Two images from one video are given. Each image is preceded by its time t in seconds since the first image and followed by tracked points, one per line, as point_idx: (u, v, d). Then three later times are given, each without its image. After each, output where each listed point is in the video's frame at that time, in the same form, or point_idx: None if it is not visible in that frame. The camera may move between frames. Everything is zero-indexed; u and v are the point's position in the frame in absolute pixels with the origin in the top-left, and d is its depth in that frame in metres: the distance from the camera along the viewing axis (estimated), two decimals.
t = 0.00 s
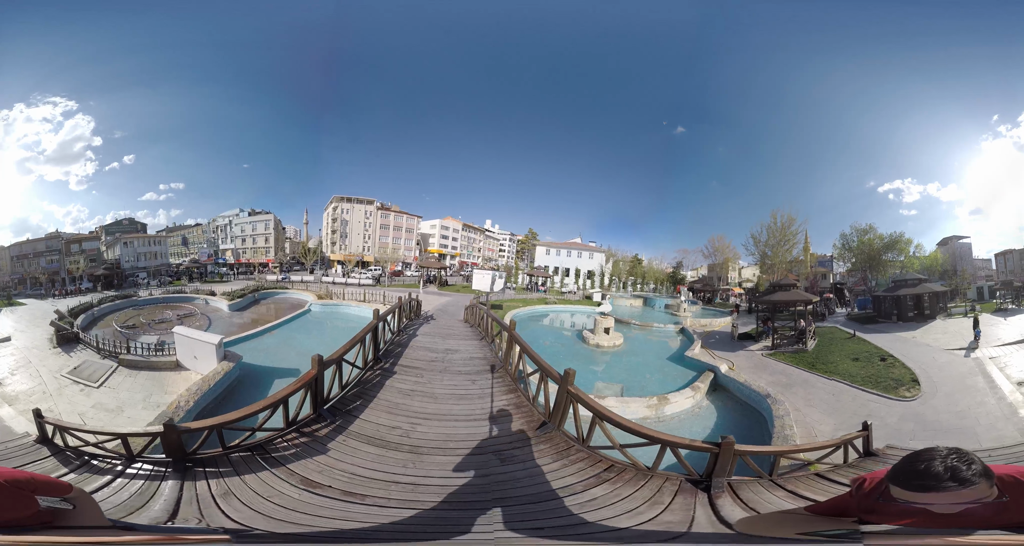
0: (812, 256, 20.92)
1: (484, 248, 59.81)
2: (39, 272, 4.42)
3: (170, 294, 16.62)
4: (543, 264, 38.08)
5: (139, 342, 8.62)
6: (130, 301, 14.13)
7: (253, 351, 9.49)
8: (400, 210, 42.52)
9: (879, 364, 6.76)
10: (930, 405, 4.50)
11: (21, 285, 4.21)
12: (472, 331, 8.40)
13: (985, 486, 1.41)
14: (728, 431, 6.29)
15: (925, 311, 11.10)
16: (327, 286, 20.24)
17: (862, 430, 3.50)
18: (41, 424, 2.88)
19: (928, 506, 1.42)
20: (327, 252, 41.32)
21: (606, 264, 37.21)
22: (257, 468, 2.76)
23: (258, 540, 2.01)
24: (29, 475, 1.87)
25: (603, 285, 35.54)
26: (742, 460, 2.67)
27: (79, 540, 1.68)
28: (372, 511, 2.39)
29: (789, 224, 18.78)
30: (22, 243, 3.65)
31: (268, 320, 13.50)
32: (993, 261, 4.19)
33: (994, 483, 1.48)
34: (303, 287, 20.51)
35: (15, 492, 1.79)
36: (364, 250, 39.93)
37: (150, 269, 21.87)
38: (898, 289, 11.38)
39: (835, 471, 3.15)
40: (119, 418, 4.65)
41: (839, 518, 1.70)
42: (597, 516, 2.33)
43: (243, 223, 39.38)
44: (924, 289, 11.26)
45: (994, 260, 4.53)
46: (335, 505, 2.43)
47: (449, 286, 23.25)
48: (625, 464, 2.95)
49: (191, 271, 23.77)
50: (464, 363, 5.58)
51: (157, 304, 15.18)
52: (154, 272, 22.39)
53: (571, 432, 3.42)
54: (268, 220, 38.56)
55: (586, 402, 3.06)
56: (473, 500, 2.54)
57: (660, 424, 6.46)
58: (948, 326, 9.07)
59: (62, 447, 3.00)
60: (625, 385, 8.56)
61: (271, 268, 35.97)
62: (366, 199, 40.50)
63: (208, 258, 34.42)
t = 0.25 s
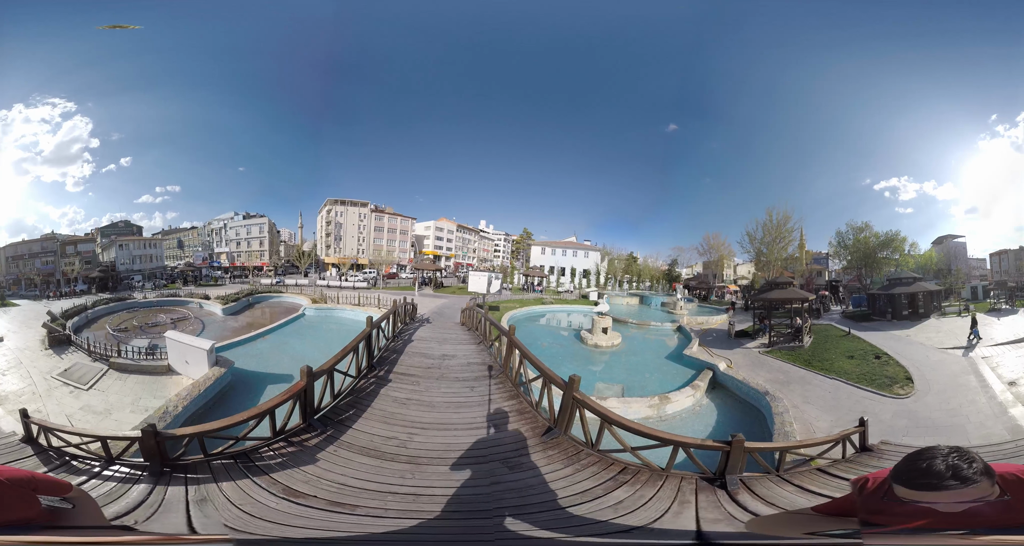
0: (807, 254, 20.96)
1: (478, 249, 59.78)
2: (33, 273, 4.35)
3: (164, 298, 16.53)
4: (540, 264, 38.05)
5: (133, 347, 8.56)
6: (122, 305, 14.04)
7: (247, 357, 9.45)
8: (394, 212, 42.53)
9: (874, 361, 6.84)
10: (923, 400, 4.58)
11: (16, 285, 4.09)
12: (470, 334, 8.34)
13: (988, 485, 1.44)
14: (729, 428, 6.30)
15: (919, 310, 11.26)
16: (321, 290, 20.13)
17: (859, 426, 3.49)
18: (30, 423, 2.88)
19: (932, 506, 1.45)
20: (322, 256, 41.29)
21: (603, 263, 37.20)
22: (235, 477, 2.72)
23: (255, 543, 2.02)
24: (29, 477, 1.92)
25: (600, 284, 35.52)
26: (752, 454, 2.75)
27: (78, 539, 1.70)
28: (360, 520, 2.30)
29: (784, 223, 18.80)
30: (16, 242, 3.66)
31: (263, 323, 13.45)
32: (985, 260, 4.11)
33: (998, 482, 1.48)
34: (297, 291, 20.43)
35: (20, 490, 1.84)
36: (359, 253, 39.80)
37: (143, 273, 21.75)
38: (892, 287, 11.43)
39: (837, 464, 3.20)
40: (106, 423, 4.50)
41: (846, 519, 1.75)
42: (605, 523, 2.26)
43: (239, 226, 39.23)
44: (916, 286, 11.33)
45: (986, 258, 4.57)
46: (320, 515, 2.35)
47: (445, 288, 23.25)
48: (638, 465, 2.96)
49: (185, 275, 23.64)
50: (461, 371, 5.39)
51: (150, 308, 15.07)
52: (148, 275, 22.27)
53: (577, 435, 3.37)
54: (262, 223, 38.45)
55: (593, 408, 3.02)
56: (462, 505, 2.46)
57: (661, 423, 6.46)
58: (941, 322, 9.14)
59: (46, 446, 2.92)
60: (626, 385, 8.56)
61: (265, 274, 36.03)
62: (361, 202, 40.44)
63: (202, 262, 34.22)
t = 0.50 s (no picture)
0: (807, 253, 20.92)
1: (478, 248, 59.74)
2: (34, 274, 4.34)
3: (164, 301, 16.56)
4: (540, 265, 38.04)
5: (132, 349, 8.57)
6: (122, 307, 14.06)
7: (246, 360, 9.45)
8: (393, 213, 42.61)
9: (875, 360, 6.85)
10: (923, 398, 4.61)
11: (15, 286, 4.04)
12: (470, 337, 8.30)
13: (989, 485, 1.45)
14: (735, 427, 6.30)
15: (919, 309, 11.16)
16: (320, 293, 20.13)
17: (860, 423, 3.50)
18: (23, 423, 2.89)
19: (933, 506, 1.46)
20: (321, 258, 41.34)
21: (603, 263, 37.18)
22: (220, 482, 2.69)
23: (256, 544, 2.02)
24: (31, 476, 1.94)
25: (600, 284, 35.47)
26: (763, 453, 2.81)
27: (79, 539, 1.71)
28: (350, 526, 2.29)
29: (785, 221, 18.76)
30: (16, 243, 3.67)
31: (262, 326, 13.46)
32: (987, 260, 4.08)
33: (1000, 482, 1.50)
34: (297, 293, 20.44)
35: (19, 491, 1.84)
36: (359, 254, 39.80)
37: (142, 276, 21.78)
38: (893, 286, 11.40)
39: (842, 462, 3.21)
40: (101, 421, 4.71)
41: (844, 517, 1.76)
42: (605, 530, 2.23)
43: (239, 228, 39.30)
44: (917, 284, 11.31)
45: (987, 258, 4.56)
46: (309, 524, 2.33)
47: (445, 288, 23.24)
48: (651, 468, 2.94)
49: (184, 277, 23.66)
50: (463, 375, 5.40)
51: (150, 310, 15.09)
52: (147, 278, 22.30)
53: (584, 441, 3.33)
54: (262, 224, 38.51)
55: (603, 414, 2.99)
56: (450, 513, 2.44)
57: (665, 423, 6.45)
58: (943, 320, 9.12)
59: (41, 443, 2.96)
60: (630, 386, 8.57)
61: (265, 276, 36.08)
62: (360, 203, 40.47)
63: (202, 264, 34.25)
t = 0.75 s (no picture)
0: (807, 253, 20.93)
1: (478, 248, 59.73)
2: (34, 273, 4.34)
3: (164, 301, 16.55)
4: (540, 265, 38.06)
5: (132, 349, 8.57)
6: (121, 308, 14.06)
7: (246, 361, 9.44)
8: (393, 213, 42.64)
9: (875, 360, 6.85)
10: (923, 398, 4.62)
11: (15, 286, 4.03)
12: (470, 338, 8.28)
13: (991, 485, 1.45)
14: (735, 427, 6.31)
15: (919, 309, 11.17)
16: (320, 293, 20.12)
17: (861, 422, 3.51)
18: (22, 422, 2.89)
19: (934, 505, 1.46)
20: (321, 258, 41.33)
21: (603, 263, 37.20)
22: (215, 483, 2.69)
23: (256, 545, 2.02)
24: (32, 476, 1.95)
25: (600, 284, 35.49)
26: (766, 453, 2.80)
27: (79, 539, 1.71)
28: (343, 527, 2.29)
29: (785, 222, 18.78)
30: (16, 243, 3.67)
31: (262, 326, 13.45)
32: (987, 260, 4.09)
33: (1001, 482, 1.50)
34: (297, 293, 20.45)
35: (20, 490, 1.84)
36: (359, 254, 39.80)
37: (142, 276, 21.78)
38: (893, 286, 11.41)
39: (843, 461, 3.21)
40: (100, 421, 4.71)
41: (845, 518, 1.76)
42: (599, 532, 2.22)
43: (238, 228, 39.31)
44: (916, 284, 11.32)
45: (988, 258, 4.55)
46: (300, 524, 2.33)
47: (445, 289, 23.24)
48: (656, 469, 2.94)
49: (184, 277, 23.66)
50: (463, 377, 5.40)
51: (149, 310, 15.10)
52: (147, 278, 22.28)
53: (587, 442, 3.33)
54: (261, 225, 38.51)
55: (605, 415, 3.00)
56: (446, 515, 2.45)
57: (667, 424, 6.45)
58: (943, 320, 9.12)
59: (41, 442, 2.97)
60: (631, 386, 8.57)
61: (265, 276, 36.08)
62: (360, 203, 40.50)
63: (201, 265, 34.24)
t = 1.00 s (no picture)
0: (807, 254, 20.92)
1: (478, 248, 59.73)
2: (34, 274, 4.35)
3: (164, 301, 16.56)
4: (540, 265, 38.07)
5: (132, 349, 8.57)
6: (121, 308, 14.04)
7: (246, 360, 9.44)
8: (392, 213, 42.67)
9: (875, 360, 6.86)
10: (923, 398, 4.62)
11: (15, 286, 4.03)
12: (471, 338, 8.28)
13: (992, 485, 1.45)
14: (734, 427, 6.32)
15: (919, 310, 11.17)
16: (320, 293, 20.13)
17: (861, 422, 3.51)
18: (22, 421, 2.89)
19: (932, 505, 1.46)
20: (321, 258, 41.35)
21: (602, 264, 37.20)
22: (215, 484, 2.69)
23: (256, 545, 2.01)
24: (31, 475, 1.95)
25: (600, 284, 35.48)
26: (765, 452, 2.80)
27: (79, 540, 1.71)
28: (343, 527, 2.29)
29: (785, 222, 18.79)
30: (16, 242, 3.66)
31: (262, 326, 13.45)
32: (986, 260, 4.10)
33: (1002, 482, 1.50)
34: (297, 293, 20.47)
35: (20, 490, 1.85)
36: (359, 254, 39.81)
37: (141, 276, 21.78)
38: (893, 287, 11.41)
39: (842, 461, 3.21)
40: (100, 421, 4.70)
41: (845, 517, 1.76)
42: (599, 532, 2.22)
43: (238, 228, 39.32)
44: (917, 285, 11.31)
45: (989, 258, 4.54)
46: (300, 525, 2.33)
47: (445, 289, 23.23)
48: (656, 469, 2.95)
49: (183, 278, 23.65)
50: (463, 376, 5.42)
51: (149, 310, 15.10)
52: (146, 279, 22.28)
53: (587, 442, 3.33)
54: (261, 225, 38.53)
55: (604, 414, 3.00)
56: (445, 515, 2.45)
57: (667, 424, 6.44)
58: (942, 320, 9.12)
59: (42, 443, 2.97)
60: (631, 387, 8.57)
61: (265, 276, 36.07)
62: (360, 203, 40.49)
63: (201, 265, 34.25)
